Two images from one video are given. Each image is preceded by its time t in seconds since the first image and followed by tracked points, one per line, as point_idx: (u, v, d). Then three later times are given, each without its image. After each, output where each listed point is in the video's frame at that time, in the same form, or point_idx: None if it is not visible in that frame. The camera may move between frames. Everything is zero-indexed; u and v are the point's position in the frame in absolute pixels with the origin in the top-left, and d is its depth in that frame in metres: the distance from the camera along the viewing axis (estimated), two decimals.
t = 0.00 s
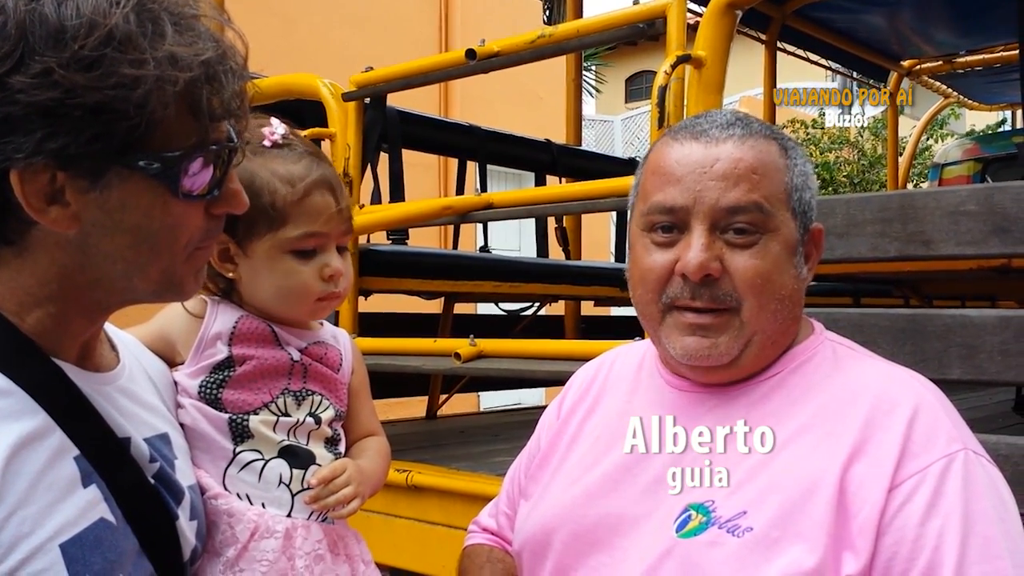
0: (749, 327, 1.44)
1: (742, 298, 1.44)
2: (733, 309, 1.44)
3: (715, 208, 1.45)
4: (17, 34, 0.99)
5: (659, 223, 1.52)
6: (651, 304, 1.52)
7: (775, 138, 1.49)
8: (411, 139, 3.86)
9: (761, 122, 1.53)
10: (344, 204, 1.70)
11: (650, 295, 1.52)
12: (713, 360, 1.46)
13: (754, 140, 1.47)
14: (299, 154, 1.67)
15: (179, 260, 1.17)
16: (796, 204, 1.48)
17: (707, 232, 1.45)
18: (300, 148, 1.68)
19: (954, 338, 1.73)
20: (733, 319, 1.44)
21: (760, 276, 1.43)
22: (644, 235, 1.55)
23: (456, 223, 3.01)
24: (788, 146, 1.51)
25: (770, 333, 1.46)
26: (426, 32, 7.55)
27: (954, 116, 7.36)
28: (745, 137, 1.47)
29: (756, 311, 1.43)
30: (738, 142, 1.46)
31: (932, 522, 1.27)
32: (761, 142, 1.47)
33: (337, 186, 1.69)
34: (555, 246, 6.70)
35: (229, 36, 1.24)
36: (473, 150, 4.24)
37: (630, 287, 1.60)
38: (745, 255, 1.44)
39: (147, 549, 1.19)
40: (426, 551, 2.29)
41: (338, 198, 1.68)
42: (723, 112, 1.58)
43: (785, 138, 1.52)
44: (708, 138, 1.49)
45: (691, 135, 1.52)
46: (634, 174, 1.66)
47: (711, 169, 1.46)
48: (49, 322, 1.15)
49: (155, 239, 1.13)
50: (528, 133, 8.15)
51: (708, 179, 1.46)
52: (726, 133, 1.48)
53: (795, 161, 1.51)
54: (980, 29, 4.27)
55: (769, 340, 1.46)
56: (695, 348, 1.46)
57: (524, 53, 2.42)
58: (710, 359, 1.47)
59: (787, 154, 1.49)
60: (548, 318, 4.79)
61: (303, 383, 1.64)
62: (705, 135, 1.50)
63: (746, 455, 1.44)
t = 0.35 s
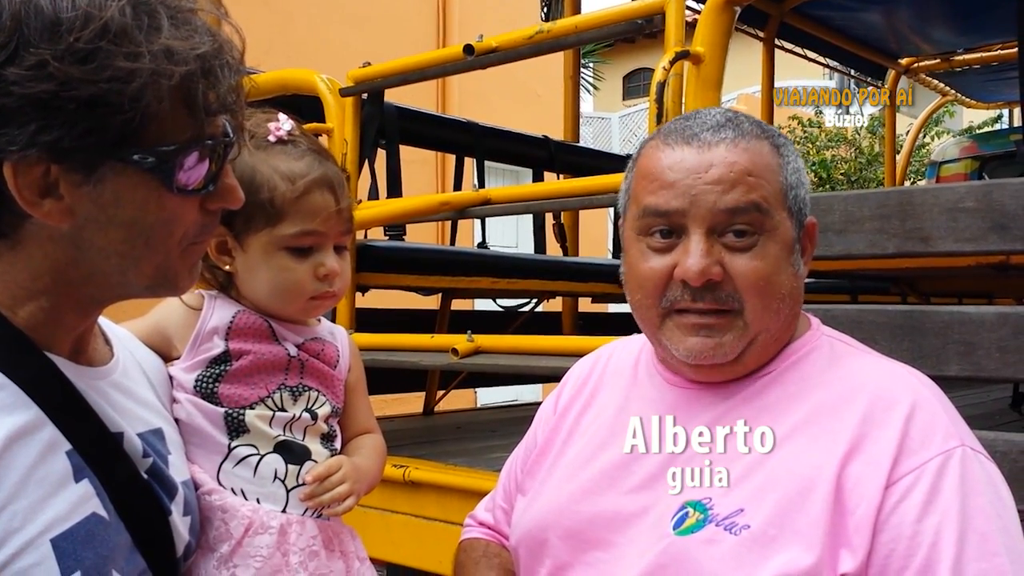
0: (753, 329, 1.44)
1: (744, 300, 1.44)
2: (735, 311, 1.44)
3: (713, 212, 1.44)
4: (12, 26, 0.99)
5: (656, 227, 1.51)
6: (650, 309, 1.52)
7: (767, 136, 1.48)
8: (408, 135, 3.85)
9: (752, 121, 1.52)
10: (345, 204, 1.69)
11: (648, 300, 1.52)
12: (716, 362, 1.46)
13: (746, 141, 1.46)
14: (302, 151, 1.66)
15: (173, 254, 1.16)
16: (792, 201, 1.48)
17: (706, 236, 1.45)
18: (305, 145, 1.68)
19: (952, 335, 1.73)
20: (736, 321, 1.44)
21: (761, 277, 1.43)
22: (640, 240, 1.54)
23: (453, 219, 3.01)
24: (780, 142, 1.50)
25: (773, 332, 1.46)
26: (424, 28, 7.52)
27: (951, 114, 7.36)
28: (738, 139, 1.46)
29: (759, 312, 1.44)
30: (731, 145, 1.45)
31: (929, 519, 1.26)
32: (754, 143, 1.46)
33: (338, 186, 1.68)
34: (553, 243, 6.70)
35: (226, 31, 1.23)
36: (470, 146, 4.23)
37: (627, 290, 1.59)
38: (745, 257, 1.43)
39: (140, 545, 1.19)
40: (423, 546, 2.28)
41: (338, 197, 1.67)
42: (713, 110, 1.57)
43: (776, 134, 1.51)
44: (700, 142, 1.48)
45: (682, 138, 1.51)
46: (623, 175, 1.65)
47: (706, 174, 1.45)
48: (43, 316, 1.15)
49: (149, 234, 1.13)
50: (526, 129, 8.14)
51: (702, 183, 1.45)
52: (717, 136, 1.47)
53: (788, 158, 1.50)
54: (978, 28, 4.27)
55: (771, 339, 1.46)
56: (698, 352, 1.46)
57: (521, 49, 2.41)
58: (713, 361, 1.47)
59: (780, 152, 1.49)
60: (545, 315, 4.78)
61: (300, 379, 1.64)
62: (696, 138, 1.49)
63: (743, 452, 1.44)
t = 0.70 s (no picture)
0: (763, 319, 1.44)
1: (757, 289, 1.43)
2: (748, 298, 1.44)
3: (735, 195, 1.44)
4: (3, 20, 0.98)
5: (674, 209, 1.51)
6: (660, 292, 1.51)
7: (788, 132, 1.50)
8: (405, 133, 3.84)
9: (774, 116, 1.54)
10: (337, 198, 1.68)
11: (660, 283, 1.51)
12: (725, 350, 1.45)
13: (771, 131, 1.48)
14: (293, 146, 1.66)
15: (168, 249, 1.16)
16: (807, 198, 1.50)
17: (725, 221, 1.45)
18: (296, 141, 1.67)
19: (949, 334, 1.73)
20: (748, 309, 1.44)
21: (776, 268, 1.43)
22: (655, 222, 1.54)
23: (450, 218, 3.00)
24: (800, 141, 1.52)
25: (782, 326, 1.46)
26: (421, 27, 7.51)
27: (948, 113, 7.36)
28: (764, 128, 1.48)
29: (771, 303, 1.43)
30: (757, 132, 1.47)
31: (930, 521, 1.26)
32: (779, 134, 1.48)
33: (330, 181, 1.67)
34: (550, 242, 6.69)
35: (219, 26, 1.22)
36: (467, 145, 4.22)
37: (635, 275, 1.58)
38: (762, 245, 1.44)
39: (134, 543, 1.18)
40: (419, 546, 2.28)
41: (330, 192, 1.66)
42: (735, 104, 1.59)
43: (796, 134, 1.54)
44: (726, 127, 1.49)
45: (708, 122, 1.51)
46: (638, 161, 1.65)
47: (731, 158, 1.46)
48: (36, 311, 1.14)
49: (143, 229, 1.12)
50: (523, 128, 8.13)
51: (727, 167, 1.46)
52: (744, 123, 1.49)
53: (807, 157, 1.52)
54: (975, 27, 4.27)
55: (780, 333, 1.47)
56: (706, 338, 1.45)
57: (519, 46, 2.41)
58: (720, 349, 1.46)
59: (800, 148, 1.51)
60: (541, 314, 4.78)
61: (294, 376, 1.63)
62: (722, 123, 1.50)
63: (744, 454, 1.43)
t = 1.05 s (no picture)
0: (769, 324, 1.44)
1: (763, 294, 1.43)
2: (753, 305, 1.44)
3: (739, 202, 1.43)
4: (5, 17, 0.98)
5: (677, 215, 1.50)
6: (664, 299, 1.51)
7: (793, 130, 1.49)
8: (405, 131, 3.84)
9: (779, 114, 1.52)
10: (321, 176, 1.67)
11: (664, 289, 1.51)
12: (730, 356, 1.46)
13: (776, 133, 1.46)
14: (273, 131, 1.67)
15: (170, 247, 1.16)
16: (813, 198, 1.48)
17: (729, 227, 1.44)
18: (277, 126, 1.68)
19: (953, 330, 1.73)
20: (752, 315, 1.44)
21: (781, 273, 1.43)
22: (658, 227, 1.53)
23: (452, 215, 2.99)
24: (805, 138, 1.51)
25: (788, 329, 1.46)
26: (420, 24, 7.50)
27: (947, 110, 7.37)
28: (768, 130, 1.46)
29: (776, 308, 1.44)
30: (761, 135, 1.45)
31: (942, 521, 1.26)
32: (783, 135, 1.46)
33: (310, 159, 1.66)
34: (550, 239, 6.69)
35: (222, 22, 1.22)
36: (466, 142, 4.22)
37: (639, 279, 1.59)
38: (767, 251, 1.43)
39: (138, 542, 1.18)
40: (422, 544, 2.28)
41: (311, 170, 1.65)
42: (738, 100, 1.57)
43: (801, 130, 1.52)
44: (729, 130, 1.47)
45: (710, 125, 1.50)
46: (641, 159, 1.64)
47: (734, 163, 1.44)
48: (39, 310, 1.14)
49: (145, 228, 1.12)
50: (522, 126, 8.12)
51: (731, 172, 1.44)
52: (747, 125, 1.47)
53: (812, 154, 1.50)
54: (975, 23, 4.27)
55: (786, 336, 1.47)
56: (712, 344, 1.46)
57: (520, 43, 2.40)
58: (726, 354, 1.46)
59: (805, 146, 1.49)
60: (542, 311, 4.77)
61: (298, 374, 1.63)
62: (725, 125, 1.48)
63: (755, 452, 1.43)
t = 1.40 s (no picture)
0: (766, 326, 1.44)
1: (760, 297, 1.43)
2: (749, 308, 1.44)
3: (733, 208, 1.43)
4: (14, 14, 0.98)
5: (672, 221, 1.50)
6: (662, 303, 1.51)
7: (788, 131, 1.47)
8: (408, 130, 3.84)
9: (773, 116, 1.51)
10: (317, 169, 1.67)
11: (661, 294, 1.51)
12: (728, 358, 1.46)
13: (769, 136, 1.45)
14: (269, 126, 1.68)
15: (178, 246, 1.16)
16: (809, 198, 1.48)
17: (723, 233, 1.44)
18: (275, 121, 1.69)
19: (956, 331, 1.73)
20: (749, 318, 1.44)
21: (777, 275, 1.43)
22: (654, 233, 1.53)
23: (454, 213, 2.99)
24: (800, 138, 1.49)
25: (786, 329, 1.46)
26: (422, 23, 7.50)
27: (949, 111, 7.37)
28: (761, 134, 1.45)
29: (773, 310, 1.44)
30: (754, 139, 1.44)
31: (940, 521, 1.26)
32: (777, 138, 1.45)
33: (306, 153, 1.66)
34: (552, 239, 6.69)
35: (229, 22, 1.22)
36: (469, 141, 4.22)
37: (637, 283, 1.59)
38: (763, 254, 1.43)
39: (143, 538, 1.18)
40: (424, 542, 2.28)
41: (306, 163, 1.65)
42: (732, 101, 1.56)
43: (797, 129, 1.50)
44: (722, 135, 1.46)
45: (702, 130, 1.49)
46: (637, 163, 1.64)
47: (727, 169, 1.44)
48: (45, 307, 1.14)
49: (152, 225, 1.12)
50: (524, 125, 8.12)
51: (724, 179, 1.44)
52: (740, 130, 1.46)
53: (808, 154, 1.49)
54: (978, 25, 4.27)
55: (783, 336, 1.47)
56: (709, 348, 1.46)
57: (524, 42, 2.40)
58: (724, 356, 1.47)
59: (800, 146, 1.48)
60: (543, 310, 4.78)
61: (303, 373, 1.63)
62: (717, 131, 1.47)
63: (753, 453, 1.43)
